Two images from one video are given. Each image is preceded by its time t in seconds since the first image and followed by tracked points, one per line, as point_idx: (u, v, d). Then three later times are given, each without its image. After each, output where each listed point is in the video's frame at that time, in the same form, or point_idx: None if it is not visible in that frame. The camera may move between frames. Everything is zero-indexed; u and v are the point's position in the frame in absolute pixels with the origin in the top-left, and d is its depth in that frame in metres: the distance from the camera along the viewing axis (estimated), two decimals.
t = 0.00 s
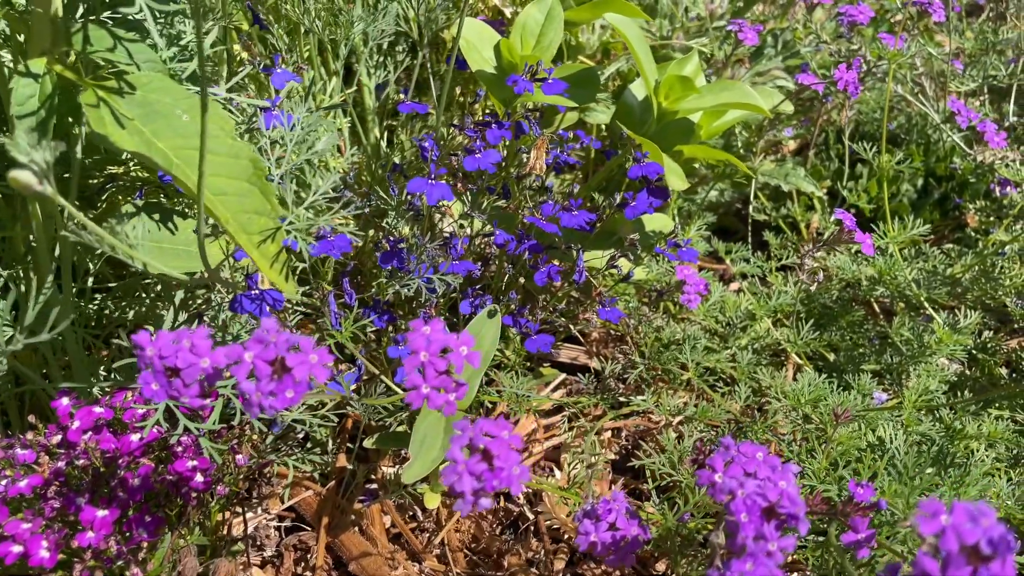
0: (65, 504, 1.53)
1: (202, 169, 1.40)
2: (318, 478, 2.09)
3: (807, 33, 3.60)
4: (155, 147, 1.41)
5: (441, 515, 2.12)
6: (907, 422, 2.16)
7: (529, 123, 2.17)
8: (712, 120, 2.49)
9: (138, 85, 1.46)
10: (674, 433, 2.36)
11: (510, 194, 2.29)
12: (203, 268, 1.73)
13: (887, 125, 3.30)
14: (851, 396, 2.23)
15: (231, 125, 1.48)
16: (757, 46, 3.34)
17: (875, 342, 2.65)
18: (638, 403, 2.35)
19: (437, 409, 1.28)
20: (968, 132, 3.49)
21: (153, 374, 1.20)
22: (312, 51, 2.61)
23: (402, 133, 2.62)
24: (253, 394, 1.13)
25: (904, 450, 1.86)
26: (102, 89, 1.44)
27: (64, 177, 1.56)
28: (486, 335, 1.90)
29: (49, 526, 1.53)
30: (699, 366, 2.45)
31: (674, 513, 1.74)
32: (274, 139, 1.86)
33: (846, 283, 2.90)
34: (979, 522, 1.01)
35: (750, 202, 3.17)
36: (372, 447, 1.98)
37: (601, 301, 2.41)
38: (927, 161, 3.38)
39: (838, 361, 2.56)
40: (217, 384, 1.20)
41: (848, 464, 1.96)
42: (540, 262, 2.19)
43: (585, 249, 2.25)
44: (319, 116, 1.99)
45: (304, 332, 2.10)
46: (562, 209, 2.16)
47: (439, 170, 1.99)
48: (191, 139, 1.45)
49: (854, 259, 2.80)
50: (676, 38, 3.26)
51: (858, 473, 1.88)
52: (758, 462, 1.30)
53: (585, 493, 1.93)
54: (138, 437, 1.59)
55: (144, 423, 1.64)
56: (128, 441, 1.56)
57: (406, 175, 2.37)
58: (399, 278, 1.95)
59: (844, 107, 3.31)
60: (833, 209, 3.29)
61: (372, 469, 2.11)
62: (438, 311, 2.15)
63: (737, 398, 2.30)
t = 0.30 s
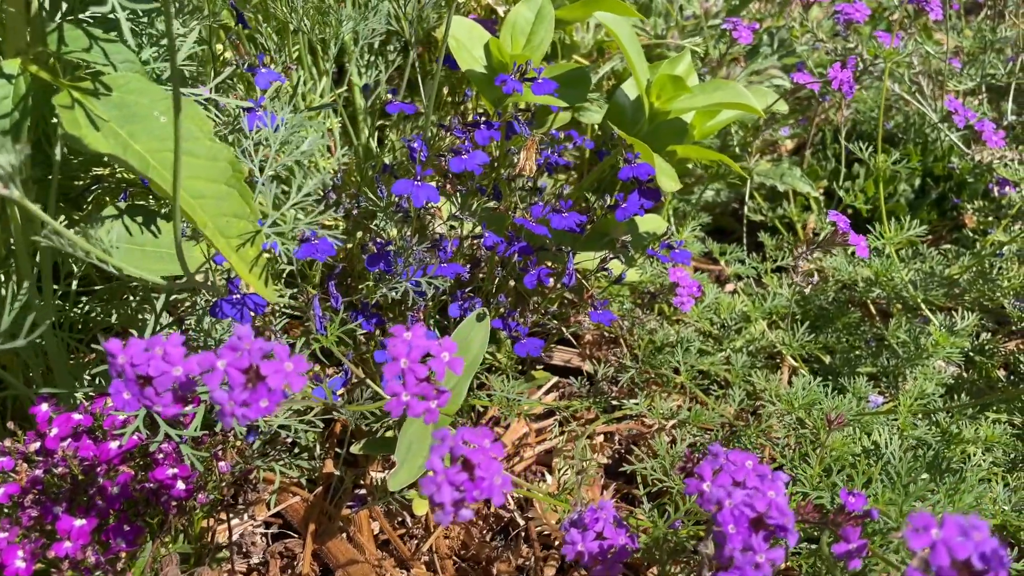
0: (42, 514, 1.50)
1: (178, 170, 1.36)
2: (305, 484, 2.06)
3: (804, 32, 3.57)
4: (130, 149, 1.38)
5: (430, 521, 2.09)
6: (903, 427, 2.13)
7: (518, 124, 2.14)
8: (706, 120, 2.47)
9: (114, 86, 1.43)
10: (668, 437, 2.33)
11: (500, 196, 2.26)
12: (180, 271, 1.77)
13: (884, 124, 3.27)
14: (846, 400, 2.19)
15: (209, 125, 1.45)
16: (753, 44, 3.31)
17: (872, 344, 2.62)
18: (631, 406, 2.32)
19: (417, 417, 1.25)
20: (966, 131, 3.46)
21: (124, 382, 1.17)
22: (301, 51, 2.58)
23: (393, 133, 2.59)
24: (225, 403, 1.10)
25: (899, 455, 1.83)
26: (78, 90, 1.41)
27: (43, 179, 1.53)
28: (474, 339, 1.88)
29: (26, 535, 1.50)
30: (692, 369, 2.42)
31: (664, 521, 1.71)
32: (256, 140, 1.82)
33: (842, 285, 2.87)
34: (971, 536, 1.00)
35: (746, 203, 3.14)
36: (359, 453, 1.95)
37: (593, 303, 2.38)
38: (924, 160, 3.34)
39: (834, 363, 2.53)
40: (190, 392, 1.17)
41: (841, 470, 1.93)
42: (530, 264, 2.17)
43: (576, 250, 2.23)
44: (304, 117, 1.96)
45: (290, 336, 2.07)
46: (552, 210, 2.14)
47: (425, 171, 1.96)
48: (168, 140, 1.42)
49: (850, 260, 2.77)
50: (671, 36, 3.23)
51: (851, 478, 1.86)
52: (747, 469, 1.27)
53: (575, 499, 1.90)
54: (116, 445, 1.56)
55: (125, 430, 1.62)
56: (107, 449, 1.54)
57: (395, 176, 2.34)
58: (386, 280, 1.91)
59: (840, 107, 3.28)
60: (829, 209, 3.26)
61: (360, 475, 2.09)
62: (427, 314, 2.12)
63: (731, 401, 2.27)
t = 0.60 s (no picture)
0: (23, 523, 1.48)
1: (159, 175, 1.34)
2: (295, 490, 2.04)
3: (801, 31, 3.54)
4: (111, 153, 1.36)
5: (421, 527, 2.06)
6: (900, 431, 2.10)
7: (511, 125, 2.12)
8: (701, 120, 2.45)
9: (95, 89, 1.40)
10: (663, 441, 2.30)
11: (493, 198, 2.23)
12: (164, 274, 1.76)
13: (882, 124, 3.24)
14: (843, 404, 2.17)
15: (192, 129, 1.43)
16: (751, 44, 3.27)
17: (871, 347, 2.59)
18: (626, 410, 2.29)
19: (403, 426, 1.23)
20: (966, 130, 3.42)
21: (101, 392, 1.14)
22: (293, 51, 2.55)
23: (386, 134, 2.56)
24: (203, 414, 1.07)
25: (896, 461, 1.81)
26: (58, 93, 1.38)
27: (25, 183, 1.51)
28: (466, 344, 1.85)
29: (7, 545, 1.48)
30: (688, 372, 2.40)
31: (658, 529, 1.69)
32: (242, 143, 1.79)
33: (840, 287, 2.84)
34: (966, 552, 1.02)
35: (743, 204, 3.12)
36: (349, 459, 1.92)
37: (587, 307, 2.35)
38: (924, 160, 3.31)
39: (832, 366, 2.50)
40: (169, 402, 1.14)
41: (837, 477, 1.91)
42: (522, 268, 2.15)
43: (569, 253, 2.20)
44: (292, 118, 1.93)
45: (280, 340, 2.04)
46: (545, 213, 2.11)
47: (414, 174, 1.93)
48: (150, 144, 1.39)
49: (847, 262, 2.74)
50: (667, 36, 3.20)
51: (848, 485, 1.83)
52: (739, 478, 1.25)
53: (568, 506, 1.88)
54: (99, 454, 1.54)
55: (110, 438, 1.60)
56: (90, 459, 1.52)
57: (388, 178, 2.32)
58: (375, 284, 1.89)
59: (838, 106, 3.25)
60: (827, 210, 3.23)
61: (350, 480, 2.06)
62: (418, 318, 2.10)
63: (727, 405, 2.24)
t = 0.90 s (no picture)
0: (6, 531, 1.46)
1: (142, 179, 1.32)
2: (286, 495, 2.02)
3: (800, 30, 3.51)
4: (94, 156, 1.34)
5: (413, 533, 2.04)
6: (897, 436, 2.08)
7: (504, 126, 2.12)
8: (697, 121, 2.43)
9: (78, 91, 1.38)
10: (659, 445, 2.28)
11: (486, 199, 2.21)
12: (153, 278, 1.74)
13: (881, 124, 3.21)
14: (839, 407, 2.14)
15: (177, 131, 1.41)
16: (748, 43, 3.24)
17: (869, 349, 2.56)
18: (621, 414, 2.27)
19: (387, 435, 1.22)
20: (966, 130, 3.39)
21: (78, 402, 1.13)
22: (285, 51, 2.53)
23: (379, 135, 2.53)
24: (182, 424, 1.06)
25: (892, 466, 1.78)
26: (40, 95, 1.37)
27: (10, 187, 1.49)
28: (457, 348, 1.83)
29: None
30: (684, 375, 2.37)
31: (650, 536, 1.66)
32: (230, 145, 1.78)
33: (838, 288, 2.82)
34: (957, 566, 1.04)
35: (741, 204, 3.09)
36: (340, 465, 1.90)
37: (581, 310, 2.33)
38: (923, 160, 3.28)
39: (829, 369, 2.47)
40: (148, 411, 1.13)
41: (833, 482, 1.88)
42: (515, 270, 2.13)
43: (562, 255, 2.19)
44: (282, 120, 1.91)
45: (271, 344, 2.02)
46: (538, 215, 2.09)
47: (404, 177, 1.91)
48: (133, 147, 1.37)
49: (845, 263, 2.72)
50: (665, 35, 3.17)
51: (843, 490, 1.81)
52: (729, 487, 1.24)
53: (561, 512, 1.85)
54: (84, 460, 1.51)
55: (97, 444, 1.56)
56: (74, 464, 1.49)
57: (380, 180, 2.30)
58: (366, 288, 1.88)
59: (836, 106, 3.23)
60: (826, 210, 3.20)
61: (342, 485, 2.04)
62: (410, 321, 2.07)
63: (723, 408, 2.22)
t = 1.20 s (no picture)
0: None
1: (122, 182, 1.30)
2: (277, 500, 2.00)
3: (800, 28, 3.47)
4: (74, 159, 1.32)
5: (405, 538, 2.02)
6: (896, 440, 2.05)
7: (497, 126, 2.12)
8: (693, 120, 2.40)
9: (57, 93, 1.36)
10: (655, 449, 2.25)
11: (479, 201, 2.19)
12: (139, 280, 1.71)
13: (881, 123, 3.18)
14: (837, 411, 2.11)
15: (159, 134, 1.39)
16: (747, 41, 3.21)
17: (868, 350, 2.53)
18: (617, 416, 2.24)
19: (371, 444, 1.21)
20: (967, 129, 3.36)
21: (54, 411, 1.11)
22: (277, 51, 2.50)
23: (372, 134, 2.50)
24: (159, 434, 1.04)
25: (890, 472, 1.75)
26: (18, 97, 1.34)
27: None
28: (450, 351, 1.80)
29: None
30: (681, 378, 2.34)
31: (644, 544, 1.64)
32: (216, 146, 1.75)
33: (837, 289, 2.78)
34: None
35: (739, 204, 3.06)
36: (332, 470, 1.88)
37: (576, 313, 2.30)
38: (924, 158, 3.25)
39: (828, 370, 2.44)
40: (125, 421, 1.10)
41: (830, 488, 1.86)
42: (508, 273, 2.11)
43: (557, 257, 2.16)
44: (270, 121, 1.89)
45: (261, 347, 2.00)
46: (531, 217, 2.07)
47: (393, 179, 1.89)
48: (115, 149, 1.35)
49: (845, 264, 2.68)
50: (662, 33, 3.14)
51: (840, 497, 1.77)
52: (722, 496, 1.23)
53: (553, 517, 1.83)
54: (66, 469, 1.50)
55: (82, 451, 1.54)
56: (57, 474, 1.49)
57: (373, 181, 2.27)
58: (356, 291, 1.86)
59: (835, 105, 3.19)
60: (825, 210, 3.17)
61: (333, 490, 2.02)
62: (402, 323, 2.05)
63: (720, 411, 2.19)
